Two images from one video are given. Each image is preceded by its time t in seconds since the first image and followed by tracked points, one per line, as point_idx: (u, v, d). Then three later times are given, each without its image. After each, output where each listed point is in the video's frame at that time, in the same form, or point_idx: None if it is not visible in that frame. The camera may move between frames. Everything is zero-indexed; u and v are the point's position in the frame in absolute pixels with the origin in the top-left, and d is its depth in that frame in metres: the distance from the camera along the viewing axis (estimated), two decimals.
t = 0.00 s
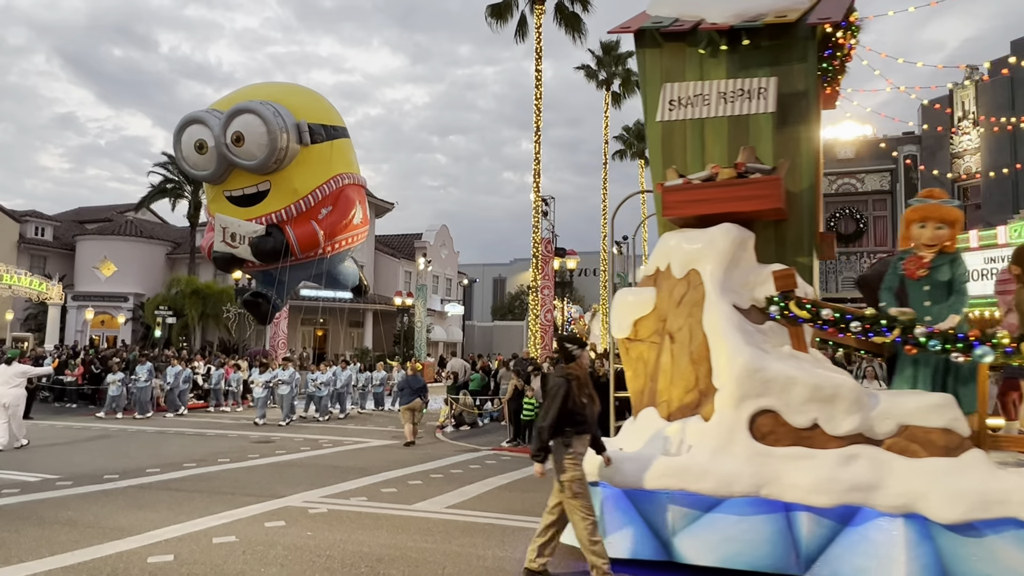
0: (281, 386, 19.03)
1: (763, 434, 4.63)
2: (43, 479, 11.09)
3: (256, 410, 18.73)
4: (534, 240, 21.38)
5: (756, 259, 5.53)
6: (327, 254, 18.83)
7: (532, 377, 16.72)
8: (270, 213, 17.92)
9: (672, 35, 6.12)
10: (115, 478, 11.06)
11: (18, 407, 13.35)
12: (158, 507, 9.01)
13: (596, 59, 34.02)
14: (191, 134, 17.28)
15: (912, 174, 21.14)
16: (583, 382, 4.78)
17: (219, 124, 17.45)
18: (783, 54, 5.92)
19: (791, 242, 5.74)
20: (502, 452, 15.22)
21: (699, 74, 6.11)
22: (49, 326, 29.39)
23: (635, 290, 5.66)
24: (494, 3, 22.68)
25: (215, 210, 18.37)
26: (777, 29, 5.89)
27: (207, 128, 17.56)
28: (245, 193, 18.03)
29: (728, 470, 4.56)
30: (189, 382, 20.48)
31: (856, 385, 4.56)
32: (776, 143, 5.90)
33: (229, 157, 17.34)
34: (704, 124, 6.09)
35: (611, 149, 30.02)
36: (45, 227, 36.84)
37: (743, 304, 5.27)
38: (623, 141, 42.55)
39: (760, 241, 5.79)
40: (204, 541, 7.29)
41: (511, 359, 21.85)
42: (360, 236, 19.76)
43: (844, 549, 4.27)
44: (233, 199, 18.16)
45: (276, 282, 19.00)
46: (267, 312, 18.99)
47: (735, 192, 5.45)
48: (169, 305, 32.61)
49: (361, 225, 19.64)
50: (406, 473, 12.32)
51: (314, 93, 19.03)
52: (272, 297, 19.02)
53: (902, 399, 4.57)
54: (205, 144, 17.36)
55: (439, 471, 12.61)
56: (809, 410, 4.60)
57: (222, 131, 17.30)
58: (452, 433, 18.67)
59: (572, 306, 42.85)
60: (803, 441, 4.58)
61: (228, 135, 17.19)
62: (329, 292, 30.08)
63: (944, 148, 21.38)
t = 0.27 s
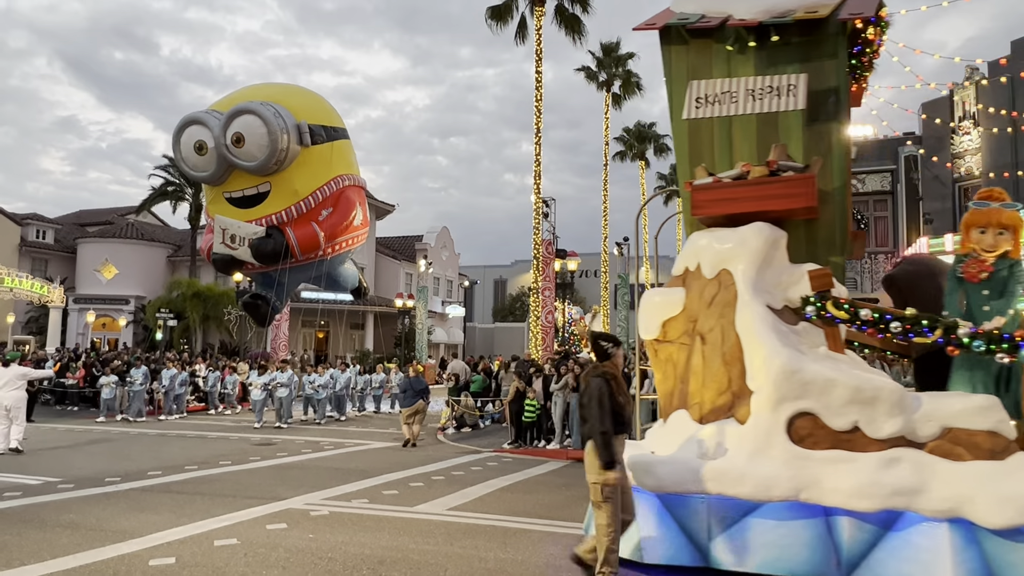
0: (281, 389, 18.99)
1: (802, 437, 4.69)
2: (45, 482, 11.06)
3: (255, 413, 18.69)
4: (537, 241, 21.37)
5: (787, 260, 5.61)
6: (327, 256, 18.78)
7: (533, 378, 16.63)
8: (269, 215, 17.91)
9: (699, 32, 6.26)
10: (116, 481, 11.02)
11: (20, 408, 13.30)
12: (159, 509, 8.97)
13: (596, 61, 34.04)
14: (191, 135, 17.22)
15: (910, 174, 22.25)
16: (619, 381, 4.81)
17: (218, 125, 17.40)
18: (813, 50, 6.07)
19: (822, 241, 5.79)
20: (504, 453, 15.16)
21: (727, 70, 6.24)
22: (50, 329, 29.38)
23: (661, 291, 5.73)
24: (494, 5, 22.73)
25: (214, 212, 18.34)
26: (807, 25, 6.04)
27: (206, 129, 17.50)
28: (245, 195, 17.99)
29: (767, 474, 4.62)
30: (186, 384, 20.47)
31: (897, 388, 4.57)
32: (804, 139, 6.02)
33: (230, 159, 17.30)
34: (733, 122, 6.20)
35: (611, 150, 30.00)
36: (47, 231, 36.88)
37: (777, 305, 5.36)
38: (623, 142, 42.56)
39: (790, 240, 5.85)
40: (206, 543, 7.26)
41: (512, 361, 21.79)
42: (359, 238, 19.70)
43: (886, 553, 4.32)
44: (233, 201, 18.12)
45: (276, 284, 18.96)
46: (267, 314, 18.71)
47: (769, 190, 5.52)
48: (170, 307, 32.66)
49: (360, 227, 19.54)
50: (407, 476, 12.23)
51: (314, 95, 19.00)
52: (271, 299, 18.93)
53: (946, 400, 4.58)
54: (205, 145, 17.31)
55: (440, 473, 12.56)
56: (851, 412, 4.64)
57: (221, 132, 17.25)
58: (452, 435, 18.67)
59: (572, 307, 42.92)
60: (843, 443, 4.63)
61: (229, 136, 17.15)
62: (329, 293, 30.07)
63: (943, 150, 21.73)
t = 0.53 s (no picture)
0: (280, 391, 18.91)
1: (842, 440, 4.64)
2: (46, 484, 11.02)
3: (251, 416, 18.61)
4: (538, 241, 21.37)
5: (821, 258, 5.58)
6: (328, 256, 18.71)
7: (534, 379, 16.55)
8: (269, 215, 17.85)
9: (727, 26, 6.18)
10: (117, 483, 10.96)
11: (25, 409, 13.23)
12: (160, 511, 8.92)
13: (596, 62, 34.04)
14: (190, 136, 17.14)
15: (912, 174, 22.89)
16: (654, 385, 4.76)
17: (217, 126, 17.33)
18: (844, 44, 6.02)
19: (856, 241, 5.73)
20: (505, 454, 15.12)
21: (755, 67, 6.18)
22: (52, 331, 29.38)
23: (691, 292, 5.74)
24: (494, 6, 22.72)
25: (214, 213, 18.35)
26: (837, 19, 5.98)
27: (205, 130, 17.42)
28: (244, 197, 17.96)
29: (808, 477, 4.58)
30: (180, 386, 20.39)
31: (941, 389, 4.53)
32: (837, 137, 5.98)
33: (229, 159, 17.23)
34: (762, 118, 6.13)
35: (610, 151, 29.95)
36: (48, 232, 36.90)
37: (812, 304, 5.31)
38: (623, 142, 42.58)
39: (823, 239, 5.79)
40: (207, 545, 7.20)
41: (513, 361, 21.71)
42: (359, 239, 19.65)
43: (932, 558, 4.27)
44: (232, 202, 18.11)
45: (275, 286, 18.80)
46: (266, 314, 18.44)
47: (806, 188, 5.48)
48: (171, 309, 32.71)
49: (360, 228, 19.45)
50: (408, 477, 12.17)
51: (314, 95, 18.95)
52: (270, 300, 18.73)
53: (992, 401, 4.53)
54: (204, 146, 17.23)
55: (441, 475, 12.49)
56: (893, 414, 4.59)
57: (221, 133, 17.18)
58: (453, 436, 18.65)
59: (572, 308, 42.93)
60: (885, 447, 4.57)
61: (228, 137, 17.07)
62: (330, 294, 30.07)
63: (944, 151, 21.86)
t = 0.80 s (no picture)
0: (278, 392, 18.89)
1: (886, 442, 4.70)
2: (49, 485, 11.00)
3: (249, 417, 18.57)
4: (540, 242, 21.39)
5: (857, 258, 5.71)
6: (328, 257, 18.70)
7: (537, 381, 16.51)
8: (269, 215, 17.81)
9: (758, 21, 6.26)
10: (120, 484, 10.94)
11: (31, 411, 13.17)
12: (163, 512, 8.88)
13: (598, 63, 34.07)
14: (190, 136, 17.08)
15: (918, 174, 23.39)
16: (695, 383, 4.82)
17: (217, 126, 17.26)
18: (878, 39, 6.04)
19: (890, 239, 5.80)
20: (507, 455, 15.09)
21: (787, 62, 6.25)
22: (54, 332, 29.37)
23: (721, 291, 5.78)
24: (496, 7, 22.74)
25: (213, 214, 18.30)
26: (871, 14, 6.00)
27: (204, 130, 17.34)
28: (244, 197, 17.89)
29: (850, 480, 4.59)
30: (176, 388, 20.36)
31: (987, 390, 4.63)
32: (871, 133, 6.02)
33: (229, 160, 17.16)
34: (793, 114, 6.22)
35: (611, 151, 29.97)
36: (50, 234, 36.92)
37: (848, 304, 5.46)
38: (624, 143, 42.61)
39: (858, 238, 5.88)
40: (208, 546, 7.16)
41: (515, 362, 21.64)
42: (359, 240, 19.60)
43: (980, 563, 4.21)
44: (231, 203, 18.02)
45: (276, 287, 18.81)
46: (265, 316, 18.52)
47: (841, 184, 5.65)
48: (174, 311, 32.86)
49: (360, 228, 19.42)
50: (410, 477, 12.14)
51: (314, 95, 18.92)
52: (271, 302, 18.78)
53: None
54: (203, 146, 17.16)
55: (443, 475, 12.45)
56: (939, 415, 4.67)
57: (220, 133, 17.12)
58: (455, 437, 18.65)
59: (572, 308, 42.97)
60: (930, 448, 4.65)
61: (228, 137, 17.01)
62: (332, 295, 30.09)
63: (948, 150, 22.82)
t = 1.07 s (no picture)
0: (278, 394, 18.87)
1: (936, 445, 4.76)
2: (53, 487, 10.98)
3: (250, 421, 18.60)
4: (542, 244, 21.35)
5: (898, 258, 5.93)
6: (329, 259, 18.66)
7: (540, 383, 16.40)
8: (269, 218, 17.79)
9: (792, 17, 6.56)
10: (124, 486, 10.91)
11: (33, 414, 13.11)
12: (167, 514, 8.85)
13: (601, 65, 34.03)
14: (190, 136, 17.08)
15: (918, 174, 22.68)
16: (734, 386, 4.56)
17: (217, 125, 17.27)
18: (915, 38, 6.34)
19: (929, 239, 6.04)
20: (510, 458, 15.00)
21: (821, 60, 6.53)
22: (58, 334, 29.45)
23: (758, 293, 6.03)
24: (499, 9, 22.70)
25: (213, 215, 18.21)
26: (909, 12, 6.29)
27: (205, 130, 17.35)
28: (245, 198, 17.87)
29: (899, 486, 4.56)
30: (173, 390, 20.34)
31: None
32: (910, 130, 6.25)
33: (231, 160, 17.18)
34: (828, 112, 6.47)
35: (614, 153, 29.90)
36: (55, 237, 37.01)
37: (890, 305, 5.64)
38: (628, 145, 42.56)
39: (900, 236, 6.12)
40: (211, 548, 7.13)
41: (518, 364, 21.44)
42: (360, 241, 19.58)
43: None
44: (232, 203, 17.99)
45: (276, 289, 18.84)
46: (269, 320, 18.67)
47: (880, 183, 5.87)
48: (177, 313, 32.91)
49: (362, 230, 19.42)
50: (413, 480, 12.08)
51: (315, 96, 18.89)
52: (271, 304, 18.83)
53: None
54: (203, 146, 17.18)
55: (446, 478, 12.38)
56: (989, 419, 4.74)
57: (222, 133, 17.12)
58: (457, 440, 18.64)
59: (575, 311, 42.87)
60: (981, 453, 4.71)
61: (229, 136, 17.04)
62: (334, 296, 29.98)
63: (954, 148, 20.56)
